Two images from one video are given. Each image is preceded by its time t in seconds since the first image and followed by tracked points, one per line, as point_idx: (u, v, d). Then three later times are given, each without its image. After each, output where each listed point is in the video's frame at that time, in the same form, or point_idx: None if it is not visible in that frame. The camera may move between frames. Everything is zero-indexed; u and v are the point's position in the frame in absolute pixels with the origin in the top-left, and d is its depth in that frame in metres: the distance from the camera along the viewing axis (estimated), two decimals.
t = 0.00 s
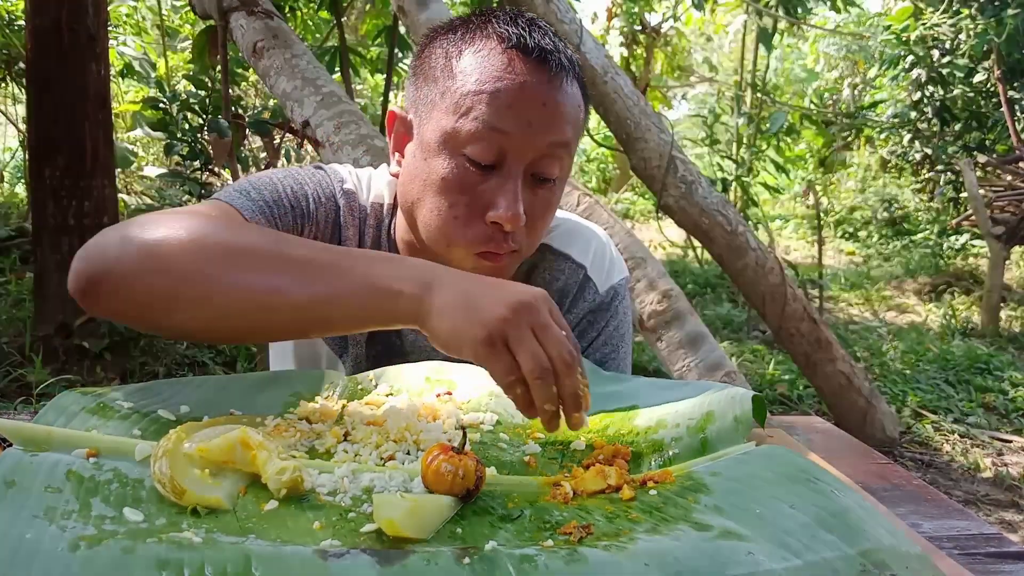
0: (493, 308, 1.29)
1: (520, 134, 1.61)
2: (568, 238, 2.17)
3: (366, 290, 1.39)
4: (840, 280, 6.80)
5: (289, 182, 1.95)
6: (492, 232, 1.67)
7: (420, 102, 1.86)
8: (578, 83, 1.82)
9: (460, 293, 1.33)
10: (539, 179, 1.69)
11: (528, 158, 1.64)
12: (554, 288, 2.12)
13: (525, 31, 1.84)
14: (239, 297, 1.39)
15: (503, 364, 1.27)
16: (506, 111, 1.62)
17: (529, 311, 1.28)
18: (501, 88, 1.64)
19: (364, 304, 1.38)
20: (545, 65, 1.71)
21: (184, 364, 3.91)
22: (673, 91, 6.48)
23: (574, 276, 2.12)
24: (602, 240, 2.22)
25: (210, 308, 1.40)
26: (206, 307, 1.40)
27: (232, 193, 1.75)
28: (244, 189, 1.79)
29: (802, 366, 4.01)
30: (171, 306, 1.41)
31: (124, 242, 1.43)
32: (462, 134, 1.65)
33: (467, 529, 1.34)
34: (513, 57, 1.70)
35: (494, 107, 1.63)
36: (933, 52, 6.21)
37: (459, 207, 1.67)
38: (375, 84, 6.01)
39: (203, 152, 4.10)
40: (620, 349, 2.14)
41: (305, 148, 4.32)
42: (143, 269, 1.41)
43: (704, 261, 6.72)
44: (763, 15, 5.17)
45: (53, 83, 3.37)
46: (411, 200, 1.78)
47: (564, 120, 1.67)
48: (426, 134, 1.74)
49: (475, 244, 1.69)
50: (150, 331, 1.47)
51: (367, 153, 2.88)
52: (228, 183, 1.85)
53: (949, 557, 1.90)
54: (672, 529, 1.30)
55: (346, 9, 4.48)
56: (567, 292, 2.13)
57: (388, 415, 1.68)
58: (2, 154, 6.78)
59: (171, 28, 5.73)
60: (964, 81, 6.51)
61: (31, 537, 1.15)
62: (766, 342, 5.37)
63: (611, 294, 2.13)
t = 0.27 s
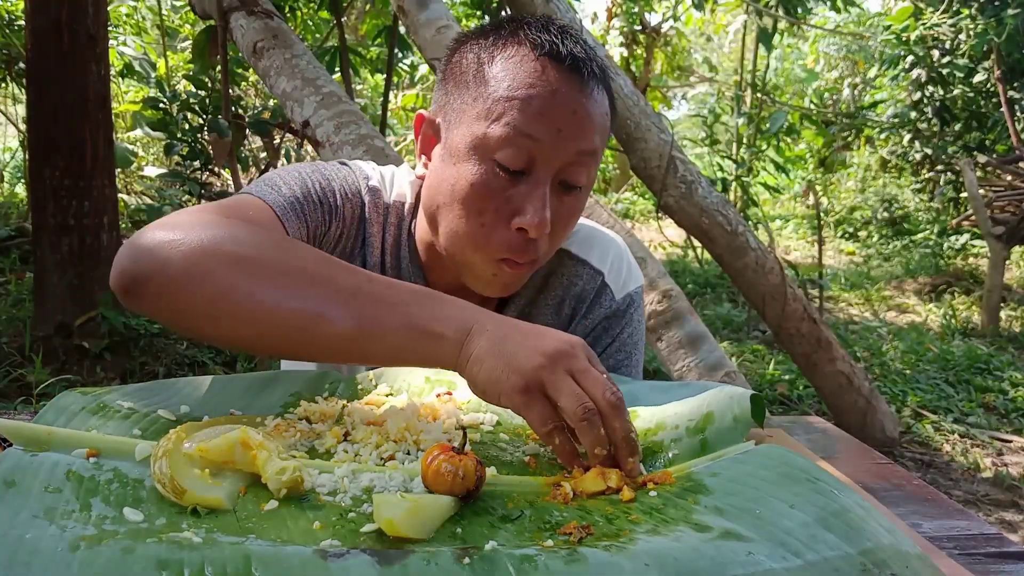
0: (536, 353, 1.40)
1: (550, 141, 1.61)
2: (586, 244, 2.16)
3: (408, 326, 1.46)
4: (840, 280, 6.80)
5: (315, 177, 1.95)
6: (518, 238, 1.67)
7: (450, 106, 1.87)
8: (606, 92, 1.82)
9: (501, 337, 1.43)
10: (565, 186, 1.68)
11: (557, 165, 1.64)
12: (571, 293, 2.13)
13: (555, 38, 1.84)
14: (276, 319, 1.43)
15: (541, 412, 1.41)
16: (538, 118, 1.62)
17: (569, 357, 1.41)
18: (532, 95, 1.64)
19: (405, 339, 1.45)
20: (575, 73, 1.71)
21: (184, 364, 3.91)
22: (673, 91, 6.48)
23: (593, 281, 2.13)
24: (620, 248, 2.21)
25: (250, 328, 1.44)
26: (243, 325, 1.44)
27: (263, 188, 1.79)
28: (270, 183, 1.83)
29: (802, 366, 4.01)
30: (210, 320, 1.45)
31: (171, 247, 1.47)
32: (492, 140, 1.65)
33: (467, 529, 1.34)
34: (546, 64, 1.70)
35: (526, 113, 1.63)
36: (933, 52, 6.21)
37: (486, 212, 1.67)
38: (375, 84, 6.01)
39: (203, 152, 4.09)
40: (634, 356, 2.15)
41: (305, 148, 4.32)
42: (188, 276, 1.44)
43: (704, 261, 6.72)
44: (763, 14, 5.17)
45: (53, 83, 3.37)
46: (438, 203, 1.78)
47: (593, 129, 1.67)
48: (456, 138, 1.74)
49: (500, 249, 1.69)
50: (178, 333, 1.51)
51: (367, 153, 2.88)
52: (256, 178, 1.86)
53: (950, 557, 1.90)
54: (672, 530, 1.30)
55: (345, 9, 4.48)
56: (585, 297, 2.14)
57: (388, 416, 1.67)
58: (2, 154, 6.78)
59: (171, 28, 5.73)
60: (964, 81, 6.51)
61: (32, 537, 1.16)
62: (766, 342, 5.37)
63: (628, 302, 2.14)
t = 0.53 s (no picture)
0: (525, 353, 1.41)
1: (560, 147, 1.62)
2: (593, 249, 2.16)
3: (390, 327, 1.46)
4: (840, 280, 6.80)
5: (321, 176, 1.97)
6: (525, 243, 1.67)
7: (459, 109, 1.87)
8: (617, 98, 1.83)
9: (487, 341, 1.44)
10: (574, 193, 1.69)
11: (566, 170, 1.64)
12: (578, 297, 2.13)
13: (566, 43, 1.84)
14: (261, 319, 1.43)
15: (539, 417, 1.42)
16: (547, 123, 1.63)
17: (559, 359, 1.43)
18: (543, 100, 1.65)
19: (388, 340, 1.45)
20: (586, 79, 1.71)
21: (184, 364, 3.92)
22: (673, 91, 6.48)
23: (599, 285, 2.13)
24: (626, 252, 2.22)
25: (235, 325, 1.44)
26: (228, 321, 1.44)
27: (268, 186, 1.81)
28: (276, 182, 1.85)
29: (801, 366, 4.01)
30: (196, 315, 1.45)
31: (158, 240, 1.47)
32: (502, 144, 1.66)
33: (467, 529, 1.34)
34: (557, 70, 1.71)
35: (536, 119, 1.64)
36: (932, 52, 6.22)
37: (494, 216, 1.67)
38: (375, 84, 6.01)
39: (203, 153, 4.10)
40: (639, 360, 2.15)
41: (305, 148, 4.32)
42: (174, 270, 1.44)
43: (704, 261, 6.72)
44: (763, 15, 5.18)
45: (53, 84, 3.37)
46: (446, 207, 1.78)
47: (603, 136, 1.67)
48: (465, 142, 1.75)
49: (507, 253, 1.69)
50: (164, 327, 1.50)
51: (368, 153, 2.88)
52: (264, 176, 1.89)
53: (949, 557, 1.90)
54: (671, 528, 1.30)
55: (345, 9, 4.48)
56: (591, 301, 2.14)
57: (388, 415, 1.67)
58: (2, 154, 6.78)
59: (171, 28, 5.73)
60: (964, 81, 6.51)
61: (32, 537, 1.16)
62: (766, 342, 5.37)
63: (634, 306, 2.15)
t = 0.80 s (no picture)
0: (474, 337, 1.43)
1: (557, 149, 1.63)
2: (592, 250, 2.16)
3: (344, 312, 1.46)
4: (839, 280, 6.81)
5: (313, 177, 1.97)
6: (521, 243, 1.68)
7: (457, 110, 1.88)
8: (615, 101, 1.84)
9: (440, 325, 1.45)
10: (571, 194, 1.70)
11: (563, 172, 1.65)
12: (577, 298, 2.13)
13: (565, 45, 1.85)
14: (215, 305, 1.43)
15: (482, 395, 1.45)
16: (543, 125, 1.64)
17: (509, 343, 1.46)
18: (539, 102, 1.66)
19: (340, 325, 1.44)
20: (583, 81, 1.72)
21: (184, 363, 3.93)
22: (672, 91, 6.49)
23: (598, 286, 2.13)
24: (625, 253, 2.23)
25: (192, 308, 1.44)
26: (185, 306, 1.45)
27: (253, 186, 1.81)
28: (265, 182, 1.84)
29: (800, 366, 4.02)
30: (152, 297, 1.46)
31: (123, 228, 1.50)
32: (498, 146, 1.66)
33: (467, 528, 1.34)
34: (554, 72, 1.72)
35: (532, 120, 1.64)
36: (931, 52, 6.23)
37: (489, 217, 1.68)
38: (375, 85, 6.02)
39: (204, 153, 4.11)
40: (638, 361, 2.16)
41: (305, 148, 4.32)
42: (135, 258, 1.47)
43: (704, 261, 6.73)
44: (762, 15, 5.19)
45: (54, 84, 3.37)
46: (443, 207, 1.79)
47: (599, 137, 1.68)
48: (463, 143, 1.75)
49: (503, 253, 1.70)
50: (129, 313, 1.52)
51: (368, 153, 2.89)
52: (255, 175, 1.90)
53: (948, 556, 1.91)
54: (671, 527, 1.31)
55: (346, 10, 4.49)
56: (590, 302, 2.14)
57: (388, 415, 1.68)
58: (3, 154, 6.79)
59: (172, 28, 5.74)
60: (963, 82, 6.53)
61: (33, 535, 1.16)
62: (765, 342, 5.38)
63: (633, 307, 2.16)
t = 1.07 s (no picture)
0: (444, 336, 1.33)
1: (537, 145, 1.62)
2: (584, 248, 2.15)
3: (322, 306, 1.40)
4: (839, 280, 6.81)
5: (300, 183, 1.96)
6: (505, 239, 1.68)
7: (441, 108, 1.88)
8: (599, 96, 1.83)
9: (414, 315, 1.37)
10: (555, 190, 1.70)
11: (544, 168, 1.65)
12: (569, 297, 2.12)
13: (546, 41, 1.84)
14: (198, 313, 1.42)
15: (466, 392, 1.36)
16: (523, 121, 1.63)
17: (485, 334, 1.36)
18: (519, 98, 1.65)
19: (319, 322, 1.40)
20: (564, 76, 1.71)
21: (184, 364, 3.93)
22: (672, 92, 6.48)
23: (590, 285, 2.12)
24: (617, 250, 2.23)
25: (178, 320, 1.43)
26: (172, 319, 1.43)
27: (238, 196, 1.79)
28: (250, 191, 1.82)
29: (801, 366, 4.02)
30: (132, 326, 1.46)
31: (89, 261, 1.47)
32: (480, 143, 1.66)
33: (467, 528, 1.34)
34: (534, 67, 1.71)
35: (512, 117, 1.64)
36: (931, 52, 6.23)
37: (472, 213, 1.68)
38: (375, 85, 6.02)
39: (204, 153, 4.11)
40: (633, 358, 2.16)
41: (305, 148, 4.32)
42: (111, 282, 1.44)
43: (704, 261, 6.73)
44: (762, 16, 5.18)
45: (54, 84, 3.37)
46: (428, 205, 1.79)
47: (581, 133, 1.68)
48: (445, 141, 1.75)
49: (488, 249, 1.71)
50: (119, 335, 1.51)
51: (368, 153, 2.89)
52: (239, 184, 1.88)
53: (948, 556, 1.91)
54: (671, 527, 1.31)
55: (346, 10, 4.49)
56: (583, 300, 2.13)
57: (388, 415, 1.68)
58: (3, 154, 6.79)
59: (172, 28, 5.74)
60: (963, 82, 6.53)
61: (33, 535, 1.16)
62: (765, 342, 5.38)
63: (626, 305, 2.16)
